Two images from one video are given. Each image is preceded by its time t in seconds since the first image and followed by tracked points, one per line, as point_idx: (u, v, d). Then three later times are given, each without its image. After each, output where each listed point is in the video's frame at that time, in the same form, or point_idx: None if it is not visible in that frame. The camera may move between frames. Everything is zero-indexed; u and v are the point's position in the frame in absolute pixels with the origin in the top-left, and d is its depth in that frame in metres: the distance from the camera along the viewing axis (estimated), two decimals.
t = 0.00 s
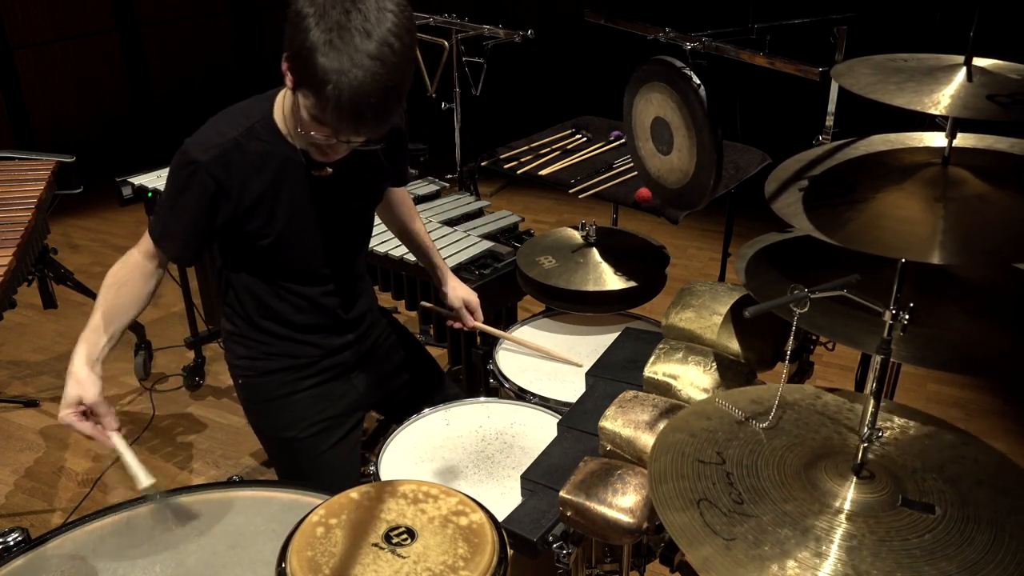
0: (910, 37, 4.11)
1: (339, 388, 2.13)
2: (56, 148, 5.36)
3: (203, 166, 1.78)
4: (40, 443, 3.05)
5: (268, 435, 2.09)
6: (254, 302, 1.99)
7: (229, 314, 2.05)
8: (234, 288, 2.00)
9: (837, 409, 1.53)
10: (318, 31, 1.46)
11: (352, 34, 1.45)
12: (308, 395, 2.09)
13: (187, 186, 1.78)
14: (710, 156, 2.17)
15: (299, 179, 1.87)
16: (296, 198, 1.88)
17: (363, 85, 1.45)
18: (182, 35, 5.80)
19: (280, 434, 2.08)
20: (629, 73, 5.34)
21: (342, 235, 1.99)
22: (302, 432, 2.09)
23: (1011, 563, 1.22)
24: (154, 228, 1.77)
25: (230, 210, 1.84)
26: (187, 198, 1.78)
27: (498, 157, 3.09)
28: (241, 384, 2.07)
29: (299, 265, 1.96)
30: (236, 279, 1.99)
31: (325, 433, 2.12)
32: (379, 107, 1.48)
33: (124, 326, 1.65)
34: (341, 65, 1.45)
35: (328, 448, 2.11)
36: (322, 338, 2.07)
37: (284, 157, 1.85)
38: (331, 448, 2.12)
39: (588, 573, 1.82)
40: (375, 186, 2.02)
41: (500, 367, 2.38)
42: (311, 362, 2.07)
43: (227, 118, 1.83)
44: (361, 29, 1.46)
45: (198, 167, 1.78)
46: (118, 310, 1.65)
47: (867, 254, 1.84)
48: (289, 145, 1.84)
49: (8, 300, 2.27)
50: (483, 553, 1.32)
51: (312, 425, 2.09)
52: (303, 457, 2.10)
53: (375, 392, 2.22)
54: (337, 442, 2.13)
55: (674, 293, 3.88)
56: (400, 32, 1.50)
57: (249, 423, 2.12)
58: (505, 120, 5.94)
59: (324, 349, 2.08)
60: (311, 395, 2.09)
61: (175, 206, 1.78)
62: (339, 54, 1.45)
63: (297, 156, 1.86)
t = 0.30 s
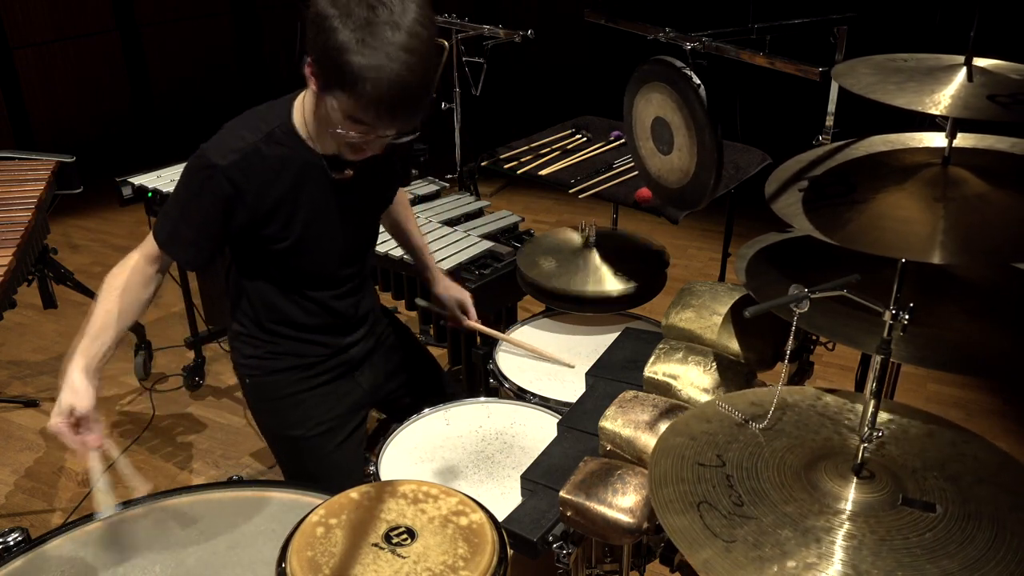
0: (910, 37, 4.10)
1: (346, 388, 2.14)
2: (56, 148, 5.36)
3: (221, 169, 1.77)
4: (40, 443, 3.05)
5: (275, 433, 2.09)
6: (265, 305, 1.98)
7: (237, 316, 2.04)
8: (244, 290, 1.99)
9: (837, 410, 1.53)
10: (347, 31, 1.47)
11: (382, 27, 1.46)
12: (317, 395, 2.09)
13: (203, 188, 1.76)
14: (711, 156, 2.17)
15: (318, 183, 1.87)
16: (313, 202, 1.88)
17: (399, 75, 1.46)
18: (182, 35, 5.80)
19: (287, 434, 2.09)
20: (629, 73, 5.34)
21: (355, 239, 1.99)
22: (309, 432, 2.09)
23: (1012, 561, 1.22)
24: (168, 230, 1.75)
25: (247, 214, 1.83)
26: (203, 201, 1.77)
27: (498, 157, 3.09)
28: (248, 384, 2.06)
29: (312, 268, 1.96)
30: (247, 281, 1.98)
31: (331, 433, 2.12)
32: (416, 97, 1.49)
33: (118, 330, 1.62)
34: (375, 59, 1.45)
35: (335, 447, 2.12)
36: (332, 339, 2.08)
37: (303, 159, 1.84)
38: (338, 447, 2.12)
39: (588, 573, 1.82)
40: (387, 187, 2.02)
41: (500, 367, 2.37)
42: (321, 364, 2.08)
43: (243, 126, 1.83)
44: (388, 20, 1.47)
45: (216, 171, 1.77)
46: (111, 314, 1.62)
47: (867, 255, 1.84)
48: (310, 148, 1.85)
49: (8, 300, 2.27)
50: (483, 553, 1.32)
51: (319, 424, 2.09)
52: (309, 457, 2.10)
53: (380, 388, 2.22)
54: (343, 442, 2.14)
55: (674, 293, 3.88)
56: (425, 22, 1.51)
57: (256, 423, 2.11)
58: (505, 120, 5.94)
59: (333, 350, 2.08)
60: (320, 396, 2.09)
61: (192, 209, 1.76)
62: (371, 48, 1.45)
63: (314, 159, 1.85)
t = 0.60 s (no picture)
0: (910, 37, 4.11)
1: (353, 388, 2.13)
2: (56, 148, 5.36)
3: (229, 155, 1.74)
4: (40, 443, 3.05)
5: (282, 438, 2.10)
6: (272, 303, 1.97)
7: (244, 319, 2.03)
8: (249, 289, 1.97)
9: (836, 410, 1.53)
10: (353, 2, 1.46)
11: None
12: (325, 396, 2.08)
13: (210, 177, 1.72)
14: (705, 158, 2.16)
15: (325, 168, 1.87)
16: (319, 187, 1.87)
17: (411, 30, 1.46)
18: (182, 35, 5.80)
19: (297, 436, 2.09)
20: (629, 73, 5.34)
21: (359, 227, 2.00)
22: (319, 436, 2.10)
23: (1012, 562, 1.22)
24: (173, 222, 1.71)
25: (255, 203, 1.80)
26: (209, 189, 1.72)
27: (498, 157, 3.09)
28: (257, 389, 2.06)
29: (320, 261, 1.95)
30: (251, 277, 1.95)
31: (339, 435, 2.12)
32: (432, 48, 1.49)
33: (111, 335, 1.57)
34: (386, 21, 1.45)
35: (345, 448, 2.13)
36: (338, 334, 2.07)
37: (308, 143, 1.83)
38: (348, 448, 2.14)
39: (588, 573, 1.82)
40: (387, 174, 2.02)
41: (500, 367, 2.37)
42: (329, 361, 2.07)
43: (244, 112, 1.81)
44: None
45: (224, 156, 1.73)
46: (102, 318, 1.57)
47: (867, 255, 1.84)
48: (314, 129, 1.84)
49: (8, 300, 2.27)
50: (483, 553, 1.32)
51: (327, 429, 2.10)
52: (318, 458, 2.12)
53: (383, 391, 2.23)
54: (352, 443, 2.15)
55: (674, 293, 3.88)
56: None
57: (265, 427, 2.11)
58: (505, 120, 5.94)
59: (341, 347, 2.08)
60: (328, 397, 2.09)
61: (199, 199, 1.72)
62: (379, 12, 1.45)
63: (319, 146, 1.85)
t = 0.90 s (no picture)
0: (910, 37, 4.11)
1: (345, 383, 2.12)
2: (56, 148, 5.36)
3: (223, 138, 1.72)
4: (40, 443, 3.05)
5: (271, 429, 2.10)
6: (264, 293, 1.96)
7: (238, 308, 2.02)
8: (243, 278, 1.97)
9: (837, 410, 1.53)
10: None
11: None
12: (315, 390, 2.08)
13: (203, 158, 1.71)
14: (707, 157, 2.16)
15: (320, 156, 1.85)
16: (313, 174, 1.85)
17: None
18: (182, 35, 5.80)
19: (286, 427, 2.09)
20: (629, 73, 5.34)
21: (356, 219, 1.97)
22: (309, 429, 2.10)
23: (1012, 562, 1.22)
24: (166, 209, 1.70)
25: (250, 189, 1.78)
26: (204, 173, 1.72)
27: (498, 157, 3.09)
28: (248, 379, 2.06)
29: (314, 252, 1.92)
30: (245, 265, 1.95)
31: (329, 428, 2.12)
32: None
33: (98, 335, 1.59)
34: None
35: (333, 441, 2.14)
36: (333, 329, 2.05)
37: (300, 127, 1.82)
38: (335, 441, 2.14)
39: (588, 573, 1.82)
40: (383, 153, 2.01)
41: (501, 367, 2.37)
42: (322, 356, 2.05)
43: (240, 95, 1.79)
44: None
45: (217, 138, 1.72)
46: (93, 313, 1.59)
47: (866, 254, 1.84)
48: (304, 109, 1.82)
49: (8, 300, 2.27)
50: (483, 553, 1.32)
51: (317, 422, 2.10)
52: (307, 450, 2.12)
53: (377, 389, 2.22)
54: (340, 437, 2.15)
55: (674, 293, 3.88)
56: None
57: (255, 416, 2.11)
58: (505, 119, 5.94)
59: (336, 343, 2.06)
60: (318, 391, 2.08)
61: (193, 183, 1.71)
62: None
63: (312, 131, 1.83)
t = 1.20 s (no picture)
0: (910, 37, 4.11)
1: (337, 391, 2.13)
2: (56, 148, 5.36)
3: (223, 142, 1.72)
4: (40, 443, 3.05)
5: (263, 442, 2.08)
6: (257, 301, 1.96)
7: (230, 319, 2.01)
8: (234, 286, 1.96)
9: (837, 410, 1.53)
10: None
11: None
12: (309, 400, 2.07)
13: (205, 161, 1.71)
14: (711, 156, 2.15)
15: (318, 160, 1.87)
16: (312, 177, 1.86)
17: None
18: (182, 35, 5.80)
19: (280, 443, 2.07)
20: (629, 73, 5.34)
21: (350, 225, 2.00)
22: (301, 443, 2.08)
23: (1012, 562, 1.22)
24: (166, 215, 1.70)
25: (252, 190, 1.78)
26: (205, 177, 1.71)
27: (498, 157, 3.09)
28: (241, 390, 2.05)
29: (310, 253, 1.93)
30: (239, 276, 1.95)
31: (321, 440, 2.11)
32: None
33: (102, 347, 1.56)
34: None
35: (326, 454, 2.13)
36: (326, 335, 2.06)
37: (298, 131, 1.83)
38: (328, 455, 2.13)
39: (588, 573, 1.82)
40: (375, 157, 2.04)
41: (500, 367, 2.37)
42: (316, 363, 2.06)
43: (236, 99, 1.79)
44: None
45: (218, 142, 1.72)
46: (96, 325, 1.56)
47: (866, 254, 1.84)
48: (304, 108, 1.84)
49: (8, 300, 2.27)
50: (483, 553, 1.32)
51: (310, 435, 2.09)
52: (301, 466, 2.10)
53: (368, 398, 2.23)
54: (333, 449, 2.14)
55: (674, 293, 3.88)
56: None
57: (246, 432, 2.09)
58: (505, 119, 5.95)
59: (329, 350, 2.07)
60: (311, 402, 2.08)
61: (196, 186, 1.71)
62: None
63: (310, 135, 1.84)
